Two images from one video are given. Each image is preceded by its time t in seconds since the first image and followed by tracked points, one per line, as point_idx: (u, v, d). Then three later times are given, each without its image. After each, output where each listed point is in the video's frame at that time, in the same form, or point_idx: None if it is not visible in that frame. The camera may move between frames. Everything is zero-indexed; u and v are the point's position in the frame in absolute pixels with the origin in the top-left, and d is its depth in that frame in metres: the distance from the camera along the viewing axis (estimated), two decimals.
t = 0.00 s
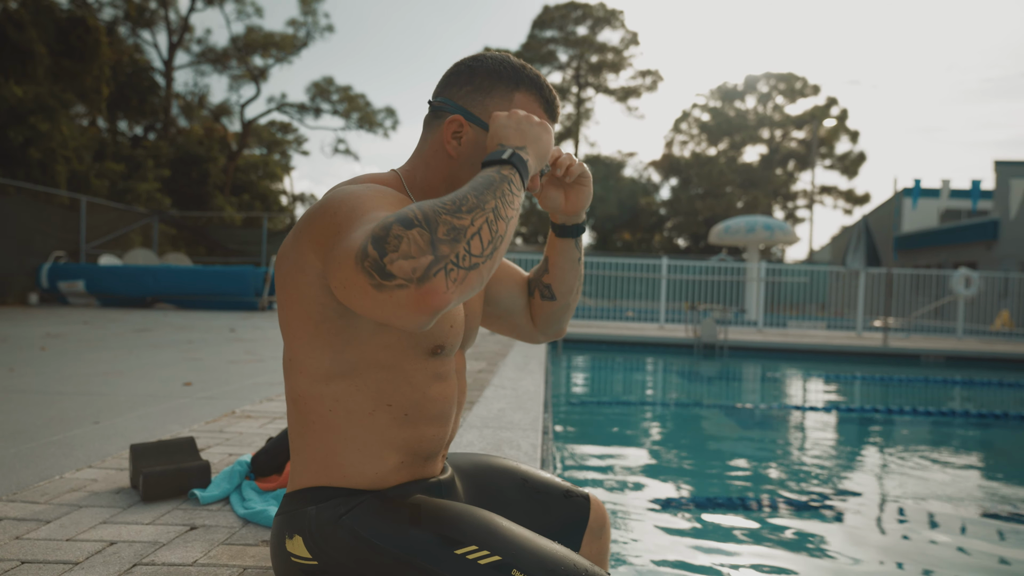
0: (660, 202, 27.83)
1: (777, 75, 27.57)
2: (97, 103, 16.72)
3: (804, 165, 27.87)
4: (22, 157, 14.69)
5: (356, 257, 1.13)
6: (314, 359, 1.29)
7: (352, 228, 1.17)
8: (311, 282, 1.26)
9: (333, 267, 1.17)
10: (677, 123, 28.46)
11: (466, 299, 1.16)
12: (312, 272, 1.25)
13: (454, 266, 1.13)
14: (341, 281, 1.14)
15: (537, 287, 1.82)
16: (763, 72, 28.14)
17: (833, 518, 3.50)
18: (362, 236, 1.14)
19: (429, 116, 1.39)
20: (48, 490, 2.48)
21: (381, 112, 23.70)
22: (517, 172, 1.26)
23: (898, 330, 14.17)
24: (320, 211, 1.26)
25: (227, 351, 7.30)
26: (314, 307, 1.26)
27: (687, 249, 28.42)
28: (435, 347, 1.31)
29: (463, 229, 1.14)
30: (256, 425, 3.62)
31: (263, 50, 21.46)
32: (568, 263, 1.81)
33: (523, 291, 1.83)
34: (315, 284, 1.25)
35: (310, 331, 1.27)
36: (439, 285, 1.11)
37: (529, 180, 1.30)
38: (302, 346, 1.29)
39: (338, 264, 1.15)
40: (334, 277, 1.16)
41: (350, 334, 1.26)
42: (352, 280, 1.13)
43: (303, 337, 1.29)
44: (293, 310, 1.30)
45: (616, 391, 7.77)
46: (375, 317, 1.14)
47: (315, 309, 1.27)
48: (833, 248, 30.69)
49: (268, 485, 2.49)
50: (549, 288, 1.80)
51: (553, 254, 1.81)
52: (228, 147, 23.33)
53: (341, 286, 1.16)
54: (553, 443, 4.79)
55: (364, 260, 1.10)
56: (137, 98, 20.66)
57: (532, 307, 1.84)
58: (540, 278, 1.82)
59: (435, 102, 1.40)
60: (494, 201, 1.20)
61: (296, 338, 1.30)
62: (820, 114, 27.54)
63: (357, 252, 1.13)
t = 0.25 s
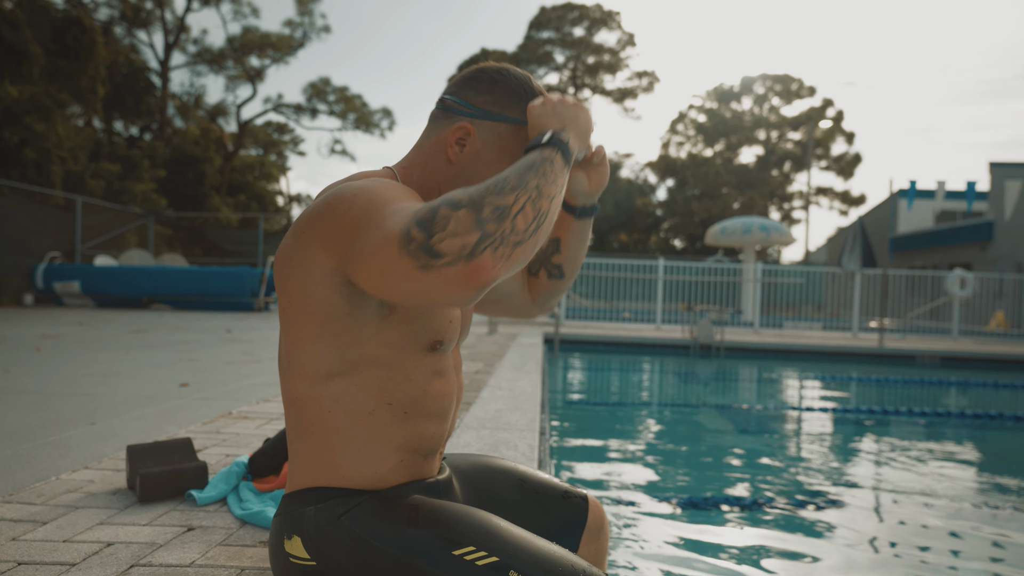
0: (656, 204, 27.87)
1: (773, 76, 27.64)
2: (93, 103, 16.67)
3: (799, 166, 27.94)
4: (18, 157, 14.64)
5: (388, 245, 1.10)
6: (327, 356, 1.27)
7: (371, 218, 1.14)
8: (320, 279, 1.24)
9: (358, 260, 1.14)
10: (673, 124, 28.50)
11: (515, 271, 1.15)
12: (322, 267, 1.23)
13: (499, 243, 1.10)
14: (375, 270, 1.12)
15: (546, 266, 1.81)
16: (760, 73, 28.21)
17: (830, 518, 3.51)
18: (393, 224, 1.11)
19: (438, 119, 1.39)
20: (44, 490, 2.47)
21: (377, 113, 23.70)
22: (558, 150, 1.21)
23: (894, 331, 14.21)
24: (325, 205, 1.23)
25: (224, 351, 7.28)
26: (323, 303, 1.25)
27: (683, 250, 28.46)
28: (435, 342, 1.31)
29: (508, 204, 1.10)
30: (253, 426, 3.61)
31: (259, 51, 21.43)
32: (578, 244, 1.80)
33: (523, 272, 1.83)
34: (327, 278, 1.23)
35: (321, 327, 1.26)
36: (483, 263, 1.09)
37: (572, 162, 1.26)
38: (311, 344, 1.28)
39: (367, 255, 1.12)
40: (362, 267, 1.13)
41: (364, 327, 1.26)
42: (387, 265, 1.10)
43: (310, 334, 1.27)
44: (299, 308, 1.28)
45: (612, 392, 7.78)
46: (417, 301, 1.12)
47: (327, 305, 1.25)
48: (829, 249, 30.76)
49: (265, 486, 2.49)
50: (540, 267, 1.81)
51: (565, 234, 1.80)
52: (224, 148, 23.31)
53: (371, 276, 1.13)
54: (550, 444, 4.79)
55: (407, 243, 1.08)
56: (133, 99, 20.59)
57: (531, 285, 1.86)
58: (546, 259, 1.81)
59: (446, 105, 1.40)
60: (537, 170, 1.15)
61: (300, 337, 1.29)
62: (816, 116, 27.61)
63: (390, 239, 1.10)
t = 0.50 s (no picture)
0: (657, 202, 27.89)
1: (774, 74, 27.61)
2: (93, 104, 16.66)
3: (800, 164, 27.92)
4: (19, 157, 14.66)
5: (464, 190, 1.09)
6: (368, 338, 1.24)
7: (426, 179, 1.12)
8: (360, 264, 1.21)
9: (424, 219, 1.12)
10: (673, 122, 28.50)
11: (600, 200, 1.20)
12: (359, 250, 1.20)
13: (582, 159, 1.13)
14: (457, 221, 1.09)
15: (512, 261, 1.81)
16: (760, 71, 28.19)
17: (832, 516, 3.51)
18: (462, 171, 1.11)
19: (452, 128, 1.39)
20: (48, 489, 2.48)
21: (378, 112, 23.70)
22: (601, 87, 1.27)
23: (895, 329, 14.20)
24: (353, 195, 1.22)
25: (226, 351, 7.29)
26: (361, 290, 1.22)
27: (684, 248, 28.46)
28: (443, 333, 1.33)
29: (591, 131, 1.16)
30: (256, 425, 3.62)
31: (259, 51, 21.44)
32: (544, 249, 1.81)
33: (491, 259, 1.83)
34: (366, 262, 1.20)
35: (360, 311, 1.22)
36: (571, 179, 1.12)
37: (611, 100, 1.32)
38: (348, 330, 1.23)
39: (438, 208, 1.10)
40: (435, 222, 1.10)
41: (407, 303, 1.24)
42: (470, 203, 1.08)
43: (343, 323, 1.23)
44: (330, 302, 1.24)
45: (613, 390, 7.79)
46: (515, 236, 1.11)
47: (371, 286, 1.22)
48: (830, 247, 30.74)
49: (269, 485, 2.49)
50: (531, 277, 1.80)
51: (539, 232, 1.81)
52: (225, 147, 23.32)
53: (446, 229, 1.10)
54: (552, 442, 4.79)
55: (506, 178, 1.08)
56: (133, 99, 20.56)
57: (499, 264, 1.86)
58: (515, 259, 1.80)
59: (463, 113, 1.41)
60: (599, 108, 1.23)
61: (327, 330, 1.25)
62: (817, 114, 27.58)
63: (467, 183, 1.09)
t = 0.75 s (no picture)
0: (656, 202, 27.91)
1: (773, 74, 27.63)
2: (92, 103, 16.66)
3: (799, 164, 27.93)
4: (17, 157, 14.64)
5: (535, 276, 1.13)
6: (397, 370, 1.20)
7: (493, 247, 1.11)
8: (411, 298, 1.16)
9: (482, 286, 1.11)
10: (672, 123, 28.52)
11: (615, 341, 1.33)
12: (402, 279, 1.15)
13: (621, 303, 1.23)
14: (521, 316, 1.12)
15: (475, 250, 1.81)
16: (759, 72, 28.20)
17: (830, 516, 3.52)
18: (532, 260, 1.13)
19: (442, 116, 1.40)
20: (47, 489, 2.48)
21: (376, 112, 23.70)
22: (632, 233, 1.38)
23: (893, 329, 14.22)
24: (405, 212, 1.15)
25: (224, 351, 7.29)
26: (397, 318, 1.17)
27: (683, 248, 28.48)
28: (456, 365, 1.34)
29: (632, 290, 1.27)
30: (254, 425, 3.62)
31: (258, 50, 21.44)
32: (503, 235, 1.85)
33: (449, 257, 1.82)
34: (405, 291, 1.15)
35: (393, 343, 1.18)
36: (620, 312, 1.21)
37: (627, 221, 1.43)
38: (377, 361, 1.19)
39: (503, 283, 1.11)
40: (494, 298, 1.11)
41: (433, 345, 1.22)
42: (533, 297, 1.12)
43: (374, 349, 1.18)
44: (361, 327, 1.17)
45: (612, 390, 7.79)
46: (544, 345, 1.17)
47: (409, 320, 1.17)
48: (828, 248, 30.76)
49: (267, 485, 2.49)
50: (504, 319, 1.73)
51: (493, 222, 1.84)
52: (223, 147, 23.33)
53: (498, 306, 1.12)
54: (550, 443, 4.80)
55: (575, 303, 1.16)
56: (132, 98, 20.54)
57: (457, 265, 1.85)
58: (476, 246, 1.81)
59: (447, 99, 1.41)
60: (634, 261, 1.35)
61: (355, 354, 1.19)
62: (816, 114, 27.61)
63: (538, 276, 1.12)
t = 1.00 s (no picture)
0: (660, 199, 27.88)
1: (777, 71, 27.54)
2: (97, 100, 16.70)
3: (804, 161, 27.83)
4: (22, 154, 14.69)
5: (529, 355, 1.27)
6: (423, 380, 1.24)
7: (516, 313, 1.24)
8: (447, 314, 1.21)
9: (495, 348, 1.23)
10: (676, 120, 28.46)
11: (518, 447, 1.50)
12: (445, 303, 1.20)
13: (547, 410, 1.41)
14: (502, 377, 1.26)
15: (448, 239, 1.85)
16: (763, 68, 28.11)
17: (833, 513, 3.52)
18: (533, 340, 1.28)
19: (444, 121, 1.45)
20: (53, 485, 2.49)
21: (380, 109, 23.71)
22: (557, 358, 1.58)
23: (898, 326, 14.18)
24: (454, 243, 1.21)
25: (228, 348, 7.31)
26: (431, 334, 1.20)
27: (687, 245, 28.42)
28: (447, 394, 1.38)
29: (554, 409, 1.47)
30: (258, 422, 3.63)
31: (262, 47, 21.46)
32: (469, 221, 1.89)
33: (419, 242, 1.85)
34: (443, 311, 1.20)
35: (426, 358, 1.22)
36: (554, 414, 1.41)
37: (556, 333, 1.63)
38: (407, 371, 1.22)
39: (506, 355, 1.25)
40: (488, 355, 1.24)
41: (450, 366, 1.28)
42: (520, 377, 1.27)
43: (408, 358, 1.21)
44: (395, 330, 1.20)
45: (615, 387, 7.80)
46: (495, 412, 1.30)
47: (438, 341, 1.22)
48: (833, 245, 30.68)
49: (271, 481, 2.50)
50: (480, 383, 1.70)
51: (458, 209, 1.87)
52: (227, 144, 23.36)
53: (489, 373, 1.26)
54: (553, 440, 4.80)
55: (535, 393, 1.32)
56: (136, 95, 20.58)
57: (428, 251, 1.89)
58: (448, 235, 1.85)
59: (446, 103, 1.46)
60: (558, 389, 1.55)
61: (389, 358, 1.21)
62: (821, 110, 27.51)
63: (530, 359, 1.28)
